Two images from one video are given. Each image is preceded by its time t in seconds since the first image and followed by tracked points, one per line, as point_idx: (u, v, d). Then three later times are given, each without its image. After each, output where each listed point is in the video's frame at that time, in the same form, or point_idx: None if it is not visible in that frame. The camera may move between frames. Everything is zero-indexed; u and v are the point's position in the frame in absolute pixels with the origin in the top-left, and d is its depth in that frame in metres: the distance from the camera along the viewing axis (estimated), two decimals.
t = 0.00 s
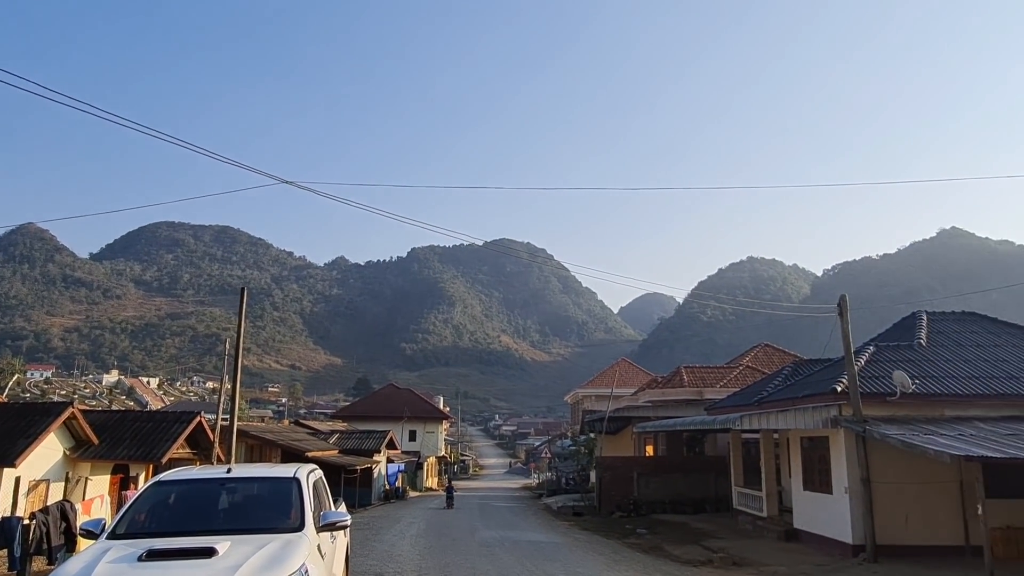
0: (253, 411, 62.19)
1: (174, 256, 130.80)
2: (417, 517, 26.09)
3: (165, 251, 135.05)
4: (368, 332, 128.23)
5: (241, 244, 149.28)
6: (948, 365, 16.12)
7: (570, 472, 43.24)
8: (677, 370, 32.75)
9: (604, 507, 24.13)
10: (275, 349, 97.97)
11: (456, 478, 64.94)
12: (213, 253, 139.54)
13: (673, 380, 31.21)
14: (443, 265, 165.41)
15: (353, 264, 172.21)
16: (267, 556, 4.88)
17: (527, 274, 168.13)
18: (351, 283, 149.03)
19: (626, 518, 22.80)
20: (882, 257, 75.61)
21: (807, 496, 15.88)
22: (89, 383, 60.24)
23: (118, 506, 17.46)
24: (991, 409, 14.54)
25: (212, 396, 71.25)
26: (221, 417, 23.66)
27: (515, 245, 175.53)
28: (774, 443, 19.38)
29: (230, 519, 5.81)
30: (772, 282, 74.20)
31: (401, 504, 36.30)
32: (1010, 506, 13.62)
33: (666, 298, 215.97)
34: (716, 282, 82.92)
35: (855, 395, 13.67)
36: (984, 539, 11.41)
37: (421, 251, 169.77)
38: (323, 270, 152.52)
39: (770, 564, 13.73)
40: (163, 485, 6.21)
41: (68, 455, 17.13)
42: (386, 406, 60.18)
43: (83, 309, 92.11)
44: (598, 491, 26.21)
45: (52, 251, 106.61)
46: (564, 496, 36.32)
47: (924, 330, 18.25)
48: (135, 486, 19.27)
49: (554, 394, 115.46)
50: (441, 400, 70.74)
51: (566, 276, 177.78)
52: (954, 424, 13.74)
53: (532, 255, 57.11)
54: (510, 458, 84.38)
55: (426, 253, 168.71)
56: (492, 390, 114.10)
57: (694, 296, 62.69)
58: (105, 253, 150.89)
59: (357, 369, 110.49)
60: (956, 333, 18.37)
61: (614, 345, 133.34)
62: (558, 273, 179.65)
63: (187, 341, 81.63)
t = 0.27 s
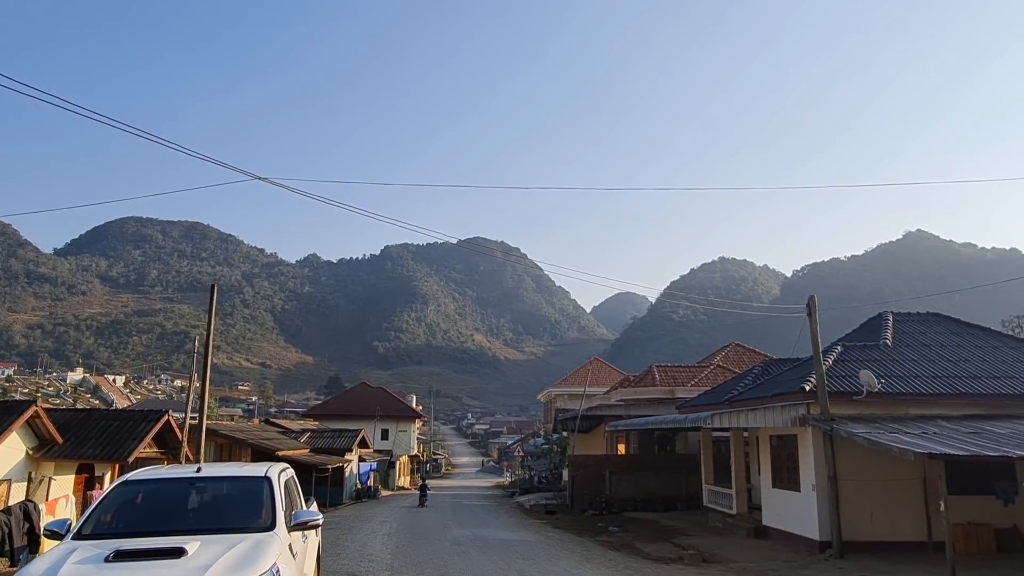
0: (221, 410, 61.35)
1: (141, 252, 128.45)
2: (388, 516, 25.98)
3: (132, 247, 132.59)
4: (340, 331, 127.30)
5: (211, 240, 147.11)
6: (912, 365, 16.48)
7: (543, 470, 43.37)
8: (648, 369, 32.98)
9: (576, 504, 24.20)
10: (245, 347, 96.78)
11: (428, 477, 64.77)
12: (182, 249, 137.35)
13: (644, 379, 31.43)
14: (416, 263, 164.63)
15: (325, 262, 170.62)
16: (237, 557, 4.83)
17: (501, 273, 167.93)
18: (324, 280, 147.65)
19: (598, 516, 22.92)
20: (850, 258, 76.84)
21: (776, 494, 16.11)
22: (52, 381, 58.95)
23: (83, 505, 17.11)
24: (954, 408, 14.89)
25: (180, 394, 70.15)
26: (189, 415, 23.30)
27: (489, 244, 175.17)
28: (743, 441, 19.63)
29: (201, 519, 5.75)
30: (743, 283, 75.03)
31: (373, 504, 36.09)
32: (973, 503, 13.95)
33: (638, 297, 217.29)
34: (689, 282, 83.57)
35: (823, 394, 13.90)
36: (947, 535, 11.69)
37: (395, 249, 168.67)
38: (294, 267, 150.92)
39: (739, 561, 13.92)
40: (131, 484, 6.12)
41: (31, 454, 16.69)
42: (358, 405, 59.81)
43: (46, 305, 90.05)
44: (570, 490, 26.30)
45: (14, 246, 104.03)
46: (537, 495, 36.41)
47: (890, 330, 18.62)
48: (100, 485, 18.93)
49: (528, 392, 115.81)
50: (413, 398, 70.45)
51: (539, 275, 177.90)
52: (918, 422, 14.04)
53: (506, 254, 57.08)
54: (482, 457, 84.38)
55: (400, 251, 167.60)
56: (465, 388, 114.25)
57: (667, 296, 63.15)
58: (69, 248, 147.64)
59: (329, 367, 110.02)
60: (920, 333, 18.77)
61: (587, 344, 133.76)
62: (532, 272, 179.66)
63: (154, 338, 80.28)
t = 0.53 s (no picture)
0: (194, 409, 60.60)
1: (112, 248, 126.28)
2: (363, 515, 25.88)
3: (102, 243, 130.28)
4: (315, 329, 126.37)
5: (183, 236, 145.05)
6: (882, 364, 16.77)
7: (519, 468, 43.45)
8: (624, 368, 33.16)
9: (551, 502, 24.27)
10: (218, 345, 95.69)
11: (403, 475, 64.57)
12: (154, 245, 135.31)
13: (620, 378, 31.61)
14: (393, 261, 163.68)
15: (300, 258, 169.09)
16: (210, 556, 4.77)
17: (477, 271, 167.49)
18: (299, 277, 146.34)
19: (573, 514, 23.01)
20: (823, 259, 77.88)
21: (748, 491, 16.29)
22: (19, 378, 57.79)
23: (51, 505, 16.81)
24: (922, 406, 15.18)
25: (151, 392, 69.18)
26: (160, 413, 23.02)
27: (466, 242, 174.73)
28: (717, 439, 19.82)
29: (172, 518, 5.68)
30: (717, 282, 75.71)
31: (347, 503, 35.91)
32: (940, 499, 14.23)
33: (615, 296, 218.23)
34: (664, 281, 84.11)
35: (795, 393, 14.09)
36: (915, 532, 11.92)
37: (371, 246, 167.48)
38: (268, 264, 149.37)
39: (712, 558, 14.06)
40: (100, 483, 6.03)
41: None
42: (333, 403, 59.45)
43: (13, 302, 88.21)
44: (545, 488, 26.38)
45: None
46: (513, 493, 36.47)
47: (861, 330, 18.92)
48: (69, 485, 18.61)
49: (504, 391, 116.09)
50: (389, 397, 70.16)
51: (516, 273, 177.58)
52: (888, 420, 14.28)
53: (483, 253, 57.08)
54: (458, 455, 84.30)
55: (376, 248, 166.48)
56: (441, 387, 114.56)
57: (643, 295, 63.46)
58: (37, 243, 144.73)
59: (304, 365, 109.49)
60: (890, 333, 19.10)
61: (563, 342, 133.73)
62: (509, 270, 179.37)
63: (125, 336, 79.04)
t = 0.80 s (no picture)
0: (172, 406, 60.00)
1: (88, 242, 124.48)
2: (342, 513, 25.77)
3: (78, 237, 128.39)
4: (295, 326, 125.64)
5: (161, 231, 143.33)
6: (860, 363, 16.98)
7: (500, 466, 43.52)
8: (605, 366, 33.27)
9: (532, 500, 24.30)
10: (197, 342, 94.78)
11: (384, 473, 64.44)
12: (131, 240, 133.61)
13: (601, 376, 31.73)
14: (374, 258, 162.81)
15: (280, 255, 167.77)
16: (187, 553, 4.74)
17: (459, 269, 166.97)
18: (279, 274, 145.21)
19: (554, 512, 23.08)
20: (802, 258, 78.65)
21: (728, 489, 16.41)
22: None
23: (24, 504, 16.51)
24: (899, 404, 15.38)
25: (128, 389, 68.37)
26: (137, 411, 22.73)
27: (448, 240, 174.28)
28: (697, 437, 19.97)
29: (148, 516, 5.63)
30: (698, 281, 76.21)
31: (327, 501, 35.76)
32: (914, 496, 14.43)
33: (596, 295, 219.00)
34: (645, 279, 84.47)
35: (774, 391, 14.22)
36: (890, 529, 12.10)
37: (352, 243, 166.45)
38: (248, 260, 148.06)
39: (692, 555, 14.15)
40: (76, 481, 5.96)
41: None
42: (313, 400, 59.10)
43: None
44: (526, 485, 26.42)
45: None
46: (493, 491, 36.50)
47: (839, 329, 19.13)
48: (43, 483, 18.32)
49: (485, 389, 116.55)
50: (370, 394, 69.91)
51: (498, 271, 177.15)
52: (865, 418, 14.45)
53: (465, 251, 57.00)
54: (439, 453, 84.24)
55: (357, 245, 165.41)
56: (422, 385, 115.26)
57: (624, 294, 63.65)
58: (11, 237, 142.32)
59: (284, 363, 109.38)
60: (867, 332, 19.33)
61: (545, 340, 133.08)
62: (491, 268, 178.94)
63: (101, 332, 78.03)
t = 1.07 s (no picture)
0: (153, 405, 59.42)
1: (68, 238, 122.96)
2: (325, 512, 25.68)
3: (57, 233, 126.75)
4: (279, 324, 124.93)
5: (142, 227, 141.86)
6: (841, 361, 17.16)
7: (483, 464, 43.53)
8: (589, 365, 33.35)
9: (515, 498, 24.31)
10: (179, 340, 93.99)
11: (367, 472, 64.25)
12: (112, 236, 132.11)
13: (585, 375, 31.81)
14: (359, 256, 161.95)
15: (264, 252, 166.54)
16: (167, 552, 4.69)
17: (444, 267, 166.31)
18: (262, 271, 144.18)
19: (537, 510, 23.13)
20: (784, 258, 79.25)
21: (710, 486, 16.52)
22: None
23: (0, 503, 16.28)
24: (879, 403, 15.56)
25: (108, 387, 67.65)
26: (117, 409, 22.47)
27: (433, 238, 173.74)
28: (680, 436, 20.09)
29: (127, 515, 5.58)
30: (682, 281, 76.52)
31: (310, 499, 35.59)
32: (894, 494, 14.59)
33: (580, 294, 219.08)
34: (629, 278, 84.74)
35: (756, 390, 14.33)
36: (869, 526, 12.23)
37: (337, 241, 165.48)
38: (231, 257, 146.90)
39: (674, 552, 14.24)
40: (54, 479, 5.88)
41: None
42: (296, 399, 58.78)
43: None
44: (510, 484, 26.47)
45: None
46: (477, 489, 36.50)
47: (820, 328, 19.30)
48: (21, 482, 18.09)
49: (469, 387, 116.68)
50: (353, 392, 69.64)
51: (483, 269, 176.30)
52: (845, 417, 14.60)
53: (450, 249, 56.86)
54: (423, 452, 84.13)
55: (341, 242, 164.44)
56: (407, 383, 115.61)
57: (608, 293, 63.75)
58: None
59: (267, 361, 109.17)
60: (849, 332, 19.51)
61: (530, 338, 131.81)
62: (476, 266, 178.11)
63: (81, 330, 77.15)
